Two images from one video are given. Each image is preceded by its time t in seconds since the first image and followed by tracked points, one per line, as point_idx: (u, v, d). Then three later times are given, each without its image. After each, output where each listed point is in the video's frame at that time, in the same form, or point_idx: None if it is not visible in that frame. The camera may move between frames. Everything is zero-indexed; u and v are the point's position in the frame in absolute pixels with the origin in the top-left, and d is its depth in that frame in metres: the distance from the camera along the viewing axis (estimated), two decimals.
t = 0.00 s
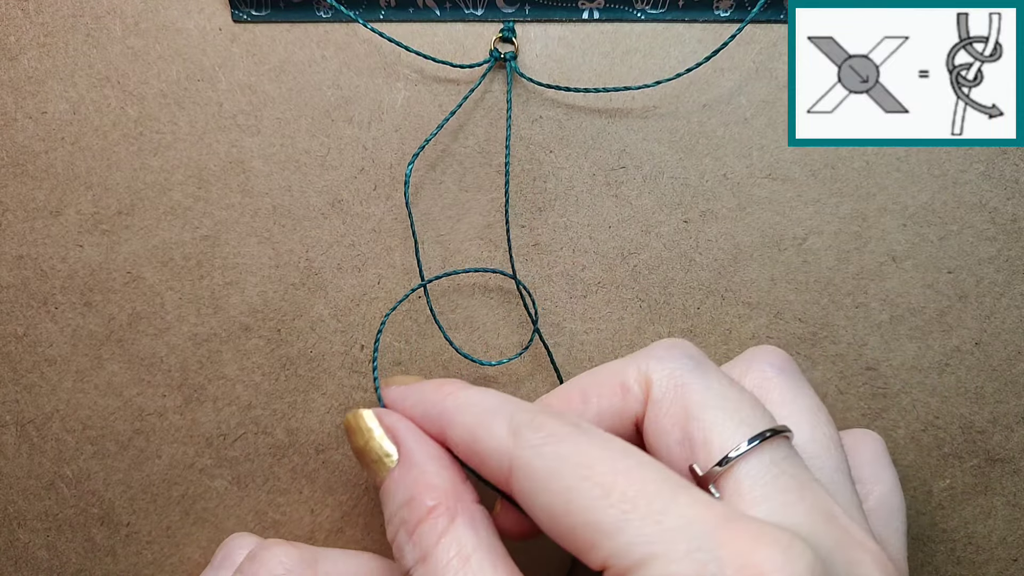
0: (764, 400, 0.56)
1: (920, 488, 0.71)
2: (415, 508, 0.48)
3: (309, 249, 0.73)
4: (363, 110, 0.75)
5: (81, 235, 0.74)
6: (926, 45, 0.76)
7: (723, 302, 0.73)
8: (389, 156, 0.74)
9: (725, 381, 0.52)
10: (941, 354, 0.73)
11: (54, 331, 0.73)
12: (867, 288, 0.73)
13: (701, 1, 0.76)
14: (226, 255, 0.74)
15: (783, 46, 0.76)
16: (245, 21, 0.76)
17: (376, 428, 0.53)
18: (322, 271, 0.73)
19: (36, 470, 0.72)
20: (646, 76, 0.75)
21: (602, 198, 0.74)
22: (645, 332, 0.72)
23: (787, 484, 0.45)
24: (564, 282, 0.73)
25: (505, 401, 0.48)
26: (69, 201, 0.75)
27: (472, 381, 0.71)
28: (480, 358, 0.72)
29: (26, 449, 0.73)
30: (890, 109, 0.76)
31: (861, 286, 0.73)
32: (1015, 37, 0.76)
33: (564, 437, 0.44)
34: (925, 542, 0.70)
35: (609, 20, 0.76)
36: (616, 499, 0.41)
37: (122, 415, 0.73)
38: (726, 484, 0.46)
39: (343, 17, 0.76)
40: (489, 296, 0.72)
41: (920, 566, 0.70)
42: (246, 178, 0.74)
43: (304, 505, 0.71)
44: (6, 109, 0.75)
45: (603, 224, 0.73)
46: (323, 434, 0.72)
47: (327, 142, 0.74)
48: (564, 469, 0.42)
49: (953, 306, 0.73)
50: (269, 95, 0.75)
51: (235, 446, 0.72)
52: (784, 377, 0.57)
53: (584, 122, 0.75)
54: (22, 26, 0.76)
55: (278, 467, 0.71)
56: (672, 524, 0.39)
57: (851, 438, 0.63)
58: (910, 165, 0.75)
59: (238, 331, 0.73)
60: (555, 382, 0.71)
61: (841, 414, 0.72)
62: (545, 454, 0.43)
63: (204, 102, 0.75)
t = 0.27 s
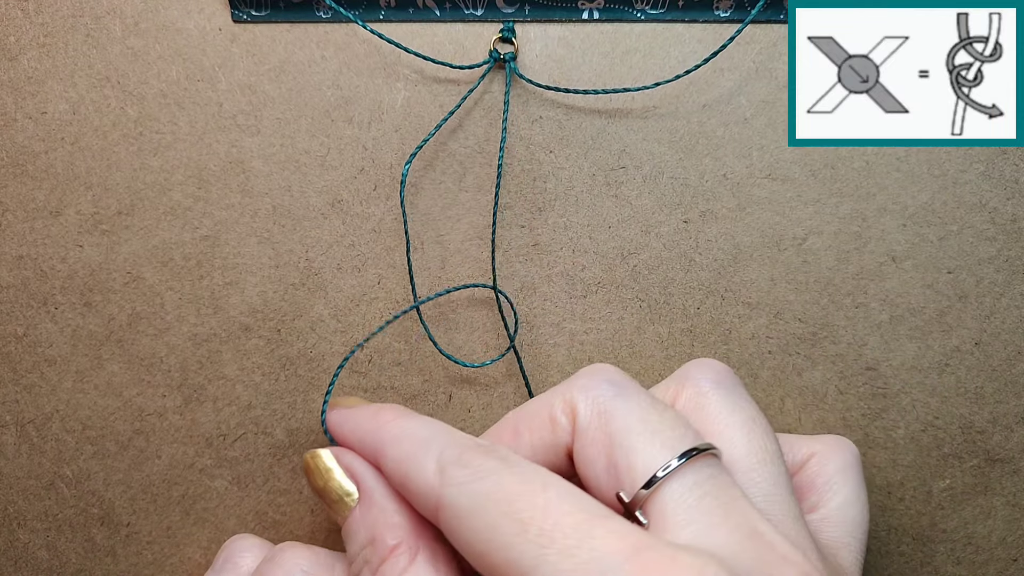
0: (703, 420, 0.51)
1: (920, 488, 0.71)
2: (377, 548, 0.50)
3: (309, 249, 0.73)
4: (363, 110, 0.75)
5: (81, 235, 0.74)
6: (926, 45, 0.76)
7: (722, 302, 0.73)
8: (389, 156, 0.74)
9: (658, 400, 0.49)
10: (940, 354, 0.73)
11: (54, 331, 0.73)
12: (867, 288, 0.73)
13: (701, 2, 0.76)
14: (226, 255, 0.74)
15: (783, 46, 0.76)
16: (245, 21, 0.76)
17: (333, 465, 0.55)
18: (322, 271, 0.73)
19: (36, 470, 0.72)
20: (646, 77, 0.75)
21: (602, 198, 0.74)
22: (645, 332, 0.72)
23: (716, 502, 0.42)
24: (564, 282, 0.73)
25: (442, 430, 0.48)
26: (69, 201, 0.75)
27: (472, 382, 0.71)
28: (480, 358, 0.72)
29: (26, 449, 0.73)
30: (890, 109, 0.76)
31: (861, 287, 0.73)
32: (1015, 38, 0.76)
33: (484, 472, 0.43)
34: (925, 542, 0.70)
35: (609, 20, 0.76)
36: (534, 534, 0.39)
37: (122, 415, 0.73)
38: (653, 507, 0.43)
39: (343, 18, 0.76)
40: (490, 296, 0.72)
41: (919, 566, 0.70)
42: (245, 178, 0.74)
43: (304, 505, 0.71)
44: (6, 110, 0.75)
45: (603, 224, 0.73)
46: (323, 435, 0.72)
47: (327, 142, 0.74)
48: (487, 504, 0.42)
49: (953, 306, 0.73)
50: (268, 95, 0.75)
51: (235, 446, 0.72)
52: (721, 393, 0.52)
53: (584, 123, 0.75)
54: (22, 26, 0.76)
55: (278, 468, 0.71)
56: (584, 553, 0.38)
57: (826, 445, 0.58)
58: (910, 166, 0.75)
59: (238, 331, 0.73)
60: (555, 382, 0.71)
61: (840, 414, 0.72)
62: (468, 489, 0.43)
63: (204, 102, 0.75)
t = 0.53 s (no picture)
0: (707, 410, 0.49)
1: (919, 488, 0.71)
2: (405, 539, 0.41)
3: (309, 249, 0.73)
4: (363, 110, 0.75)
5: (81, 235, 0.74)
6: (927, 45, 0.76)
7: (722, 302, 0.73)
8: (389, 156, 0.74)
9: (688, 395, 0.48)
10: (941, 354, 0.73)
11: (54, 331, 0.73)
12: (867, 288, 0.73)
13: (701, 2, 0.76)
14: (226, 255, 0.74)
15: (783, 46, 0.76)
16: (245, 22, 0.76)
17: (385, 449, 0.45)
18: (322, 271, 0.73)
19: (36, 470, 0.72)
20: (647, 77, 0.75)
21: (601, 198, 0.74)
22: (645, 332, 0.72)
23: (761, 485, 0.40)
24: (564, 282, 0.73)
25: (519, 396, 0.45)
26: (69, 201, 0.75)
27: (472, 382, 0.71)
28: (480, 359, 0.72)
29: (25, 449, 0.73)
30: (890, 109, 0.76)
31: (861, 287, 0.73)
32: (1015, 38, 0.76)
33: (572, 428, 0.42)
34: (926, 542, 0.70)
35: (609, 20, 0.76)
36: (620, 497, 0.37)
37: (122, 415, 0.73)
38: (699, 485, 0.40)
39: (343, 17, 0.76)
40: (490, 296, 0.72)
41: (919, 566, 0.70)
42: (245, 179, 0.74)
43: (304, 505, 0.71)
44: (5, 110, 0.75)
45: (603, 224, 0.73)
46: (322, 435, 0.71)
47: (327, 142, 0.74)
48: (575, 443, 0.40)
49: (953, 306, 0.73)
50: (268, 95, 0.75)
51: (235, 446, 0.72)
52: (724, 385, 0.51)
53: (584, 123, 0.75)
54: (22, 26, 0.76)
55: (278, 468, 0.71)
56: (660, 554, 0.35)
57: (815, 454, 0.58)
58: (909, 166, 0.75)
59: (238, 332, 0.73)
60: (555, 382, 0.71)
61: (840, 414, 0.72)
62: (540, 473, 0.41)
63: (204, 102, 0.75)
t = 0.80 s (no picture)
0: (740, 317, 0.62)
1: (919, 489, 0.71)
2: (750, 393, 0.44)
3: (308, 249, 0.73)
4: (362, 110, 0.75)
5: (80, 235, 0.74)
6: (927, 45, 0.76)
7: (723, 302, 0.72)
8: (388, 156, 0.74)
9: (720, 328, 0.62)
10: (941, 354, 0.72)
11: (53, 331, 0.73)
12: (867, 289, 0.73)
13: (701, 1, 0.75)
14: (225, 254, 0.74)
15: (783, 45, 0.76)
16: (244, 21, 0.76)
17: (715, 326, 0.48)
18: (321, 271, 0.73)
19: (36, 471, 0.72)
20: (646, 76, 0.75)
21: (601, 197, 0.74)
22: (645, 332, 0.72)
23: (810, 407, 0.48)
24: (564, 282, 0.72)
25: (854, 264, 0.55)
26: (67, 201, 0.74)
27: (471, 381, 0.71)
28: (479, 358, 0.71)
29: (25, 450, 0.73)
30: (890, 109, 0.76)
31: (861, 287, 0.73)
32: (1016, 38, 0.76)
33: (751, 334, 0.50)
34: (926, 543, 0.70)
35: (609, 19, 0.75)
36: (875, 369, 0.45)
37: (121, 416, 0.73)
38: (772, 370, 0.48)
39: (343, 17, 0.76)
40: (490, 296, 0.72)
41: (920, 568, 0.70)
42: (244, 178, 0.74)
43: (304, 505, 0.71)
44: (5, 110, 0.75)
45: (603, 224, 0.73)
46: (322, 434, 0.71)
47: (326, 142, 0.74)
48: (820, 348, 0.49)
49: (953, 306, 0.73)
50: (267, 95, 0.75)
51: (234, 446, 0.72)
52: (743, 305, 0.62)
53: (583, 122, 0.75)
54: (21, 26, 0.76)
55: (278, 468, 0.71)
56: None
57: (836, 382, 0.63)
58: (910, 165, 0.75)
59: (237, 331, 0.73)
60: (554, 382, 0.71)
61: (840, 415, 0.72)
62: (880, 276, 0.52)
63: (202, 101, 0.75)
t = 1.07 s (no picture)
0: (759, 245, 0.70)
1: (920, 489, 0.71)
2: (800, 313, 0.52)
3: (308, 248, 0.73)
4: (362, 109, 0.74)
5: (79, 235, 0.74)
6: (928, 44, 0.71)
7: (723, 302, 0.72)
8: (387, 156, 0.74)
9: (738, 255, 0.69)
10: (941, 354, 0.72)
11: (53, 331, 0.73)
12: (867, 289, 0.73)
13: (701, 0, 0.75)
14: (225, 254, 0.73)
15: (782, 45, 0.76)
16: (244, 20, 0.76)
17: (774, 271, 0.59)
18: (321, 271, 0.73)
19: (36, 470, 0.72)
20: (646, 76, 0.75)
21: (600, 197, 0.74)
22: (644, 332, 0.72)
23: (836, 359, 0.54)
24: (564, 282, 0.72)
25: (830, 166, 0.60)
26: (67, 201, 0.74)
27: (471, 381, 0.71)
28: (479, 358, 0.71)
29: (25, 449, 0.73)
30: (889, 109, 0.71)
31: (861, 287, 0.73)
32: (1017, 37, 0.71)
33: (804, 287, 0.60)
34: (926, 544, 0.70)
35: (609, 19, 0.75)
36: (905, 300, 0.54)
37: (121, 415, 0.73)
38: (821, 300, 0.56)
39: (342, 16, 0.76)
40: (489, 296, 0.72)
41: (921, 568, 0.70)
42: (244, 178, 0.74)
43: (304, 505, 0.71)
44: (4, 110, 0.75)
45: (603, 224, 0.73)
46: (322, 434, 0.71)
47: (326, 141, 0.74)
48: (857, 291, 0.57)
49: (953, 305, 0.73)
50: (267, 94, 0.75)
51: (234, 446, 0.72)
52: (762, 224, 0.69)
53: (583, 121, 0.75)
54: (20, 25, 0.76)
55: (278, 467, 0.71)
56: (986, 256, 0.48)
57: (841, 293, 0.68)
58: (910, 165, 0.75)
59: (237, 331, 0.73)
60: (554, 382, 0.71)
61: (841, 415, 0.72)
62: (844, 176, 0.57)
63: (202, 101, 0.75)
